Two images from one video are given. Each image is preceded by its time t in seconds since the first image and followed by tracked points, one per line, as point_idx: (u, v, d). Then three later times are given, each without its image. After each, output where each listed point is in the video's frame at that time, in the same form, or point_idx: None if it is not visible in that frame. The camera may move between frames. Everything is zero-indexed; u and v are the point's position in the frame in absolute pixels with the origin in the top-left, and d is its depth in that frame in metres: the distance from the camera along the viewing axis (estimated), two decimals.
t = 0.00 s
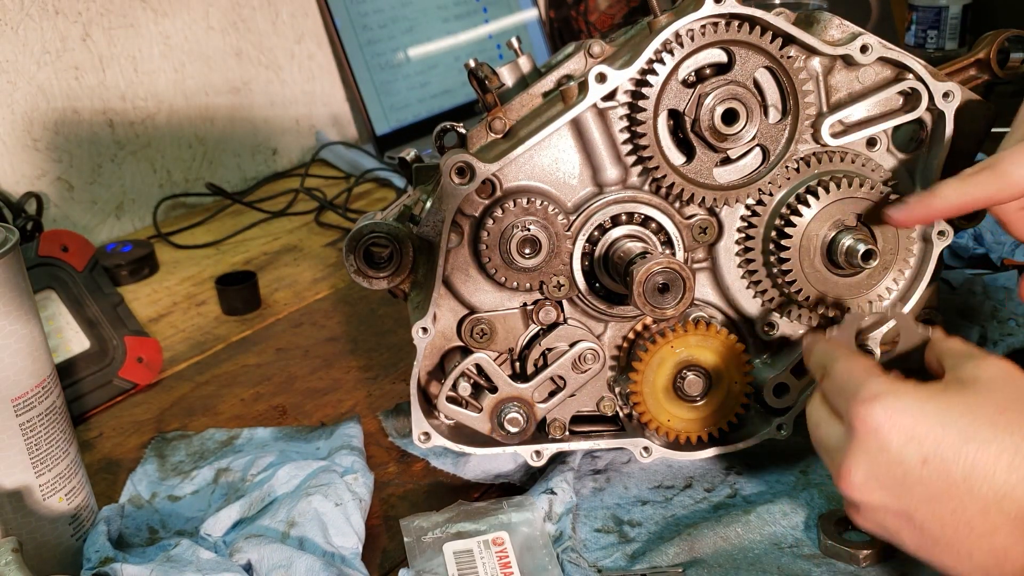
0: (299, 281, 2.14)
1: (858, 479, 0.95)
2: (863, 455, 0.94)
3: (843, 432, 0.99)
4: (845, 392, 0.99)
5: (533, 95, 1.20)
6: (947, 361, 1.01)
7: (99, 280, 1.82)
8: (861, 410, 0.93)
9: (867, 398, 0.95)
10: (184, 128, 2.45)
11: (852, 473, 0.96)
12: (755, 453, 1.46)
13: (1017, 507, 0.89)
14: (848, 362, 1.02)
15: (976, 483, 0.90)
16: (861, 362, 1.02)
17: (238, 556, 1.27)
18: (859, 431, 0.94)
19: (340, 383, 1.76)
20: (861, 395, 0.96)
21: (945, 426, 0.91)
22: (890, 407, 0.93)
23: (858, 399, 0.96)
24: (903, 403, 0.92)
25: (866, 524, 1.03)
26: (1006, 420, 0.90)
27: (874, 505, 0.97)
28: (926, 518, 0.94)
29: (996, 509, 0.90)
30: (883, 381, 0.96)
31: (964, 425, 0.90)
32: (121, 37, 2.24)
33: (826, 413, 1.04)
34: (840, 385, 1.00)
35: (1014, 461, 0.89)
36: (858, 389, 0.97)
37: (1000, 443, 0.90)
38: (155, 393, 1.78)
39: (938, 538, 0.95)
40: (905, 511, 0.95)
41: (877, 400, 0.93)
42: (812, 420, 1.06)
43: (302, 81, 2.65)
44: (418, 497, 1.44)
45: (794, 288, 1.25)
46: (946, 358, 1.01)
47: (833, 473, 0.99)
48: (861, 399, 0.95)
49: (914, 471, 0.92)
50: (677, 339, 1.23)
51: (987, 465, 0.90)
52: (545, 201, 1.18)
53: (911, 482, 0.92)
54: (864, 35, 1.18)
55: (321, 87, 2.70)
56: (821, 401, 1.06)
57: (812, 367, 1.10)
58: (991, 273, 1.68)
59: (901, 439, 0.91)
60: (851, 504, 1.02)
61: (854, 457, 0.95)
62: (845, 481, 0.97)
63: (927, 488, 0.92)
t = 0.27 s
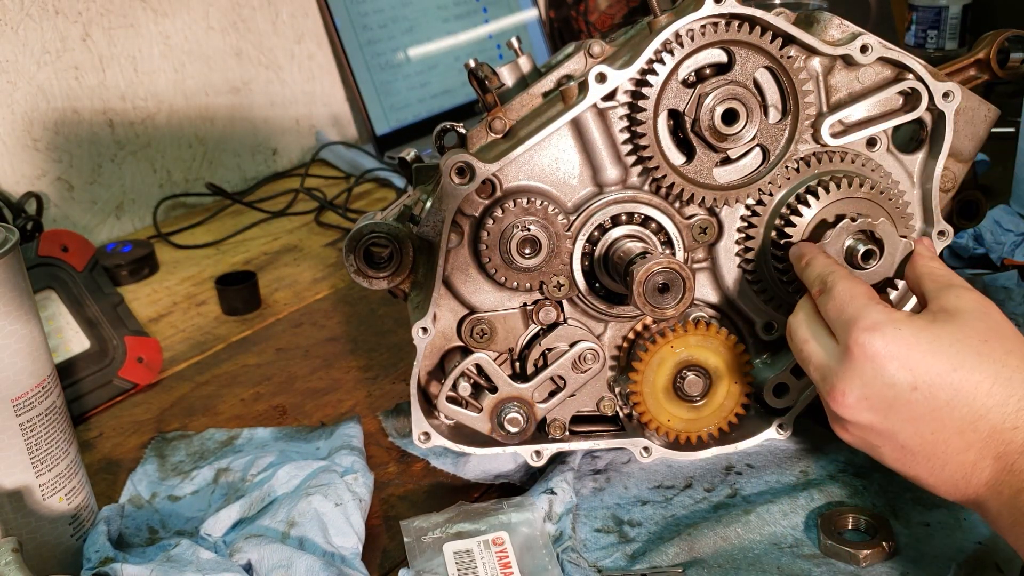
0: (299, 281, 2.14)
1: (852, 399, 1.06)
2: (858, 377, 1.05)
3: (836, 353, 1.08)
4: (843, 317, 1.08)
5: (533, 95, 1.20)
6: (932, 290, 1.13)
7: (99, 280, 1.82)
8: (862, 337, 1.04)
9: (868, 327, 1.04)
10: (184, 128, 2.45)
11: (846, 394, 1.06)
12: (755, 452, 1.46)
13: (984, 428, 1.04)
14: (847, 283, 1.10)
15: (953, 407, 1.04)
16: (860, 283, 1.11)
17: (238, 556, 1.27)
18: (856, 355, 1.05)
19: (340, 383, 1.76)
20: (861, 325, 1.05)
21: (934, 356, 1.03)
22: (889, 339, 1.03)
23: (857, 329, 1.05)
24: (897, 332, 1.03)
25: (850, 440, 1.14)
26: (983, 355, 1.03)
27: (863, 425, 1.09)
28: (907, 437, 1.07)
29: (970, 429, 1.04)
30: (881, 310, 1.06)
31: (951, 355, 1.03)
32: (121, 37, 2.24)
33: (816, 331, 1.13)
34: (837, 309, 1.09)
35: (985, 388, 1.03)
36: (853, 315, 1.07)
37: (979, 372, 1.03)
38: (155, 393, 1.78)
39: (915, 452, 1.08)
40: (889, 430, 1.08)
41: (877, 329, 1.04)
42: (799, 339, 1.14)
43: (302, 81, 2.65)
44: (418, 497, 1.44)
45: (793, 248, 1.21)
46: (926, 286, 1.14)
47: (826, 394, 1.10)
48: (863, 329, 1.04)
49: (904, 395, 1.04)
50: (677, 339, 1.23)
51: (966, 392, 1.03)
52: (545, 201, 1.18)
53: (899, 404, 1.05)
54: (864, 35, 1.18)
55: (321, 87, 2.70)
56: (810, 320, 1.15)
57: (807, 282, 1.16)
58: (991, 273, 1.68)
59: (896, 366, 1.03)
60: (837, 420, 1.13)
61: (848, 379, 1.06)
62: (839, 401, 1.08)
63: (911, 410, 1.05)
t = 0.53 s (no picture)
0: (299, 281, 2.14)
1: (855, 401, 1.07)
2: (859, 379, 1.05)
3: (838, 356, 1.09)
4: (843, 319, 1.08)
5: (533, 95, 1.20)
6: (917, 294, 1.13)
7: (99, 280, 1.82)
8: (863, 340, 1.04)
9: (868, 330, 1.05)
10: (184, 128, 2.45)
11: (849, 396, 1.07)
12: (755, 452, 1.46)
13: (982, 424, 1.05)
14: (847, 286, 1.10)
15: (952, 405, 1.04)
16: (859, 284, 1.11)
17: (238, 556, 1.27)
18: (856, 358, 1.05)
19: (341, 382, 1.76)
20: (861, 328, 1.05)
21: (932, 356, 1.04)
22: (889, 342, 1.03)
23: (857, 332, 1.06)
24: (897, 334, 1.04)
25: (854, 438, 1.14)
26: (978, 352, 1.04)
27: (865, 425, 1.09)
28: (909, 435, 1.07)
29: (969, 426, 1.05)
30: (879, 312, 1.06)
31: (950, 355, 1.04)
32: (121, 37, 2.24)
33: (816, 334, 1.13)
34: (838, 311, 1.09)
35: (982, 384, 1.04)
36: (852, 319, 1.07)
37: (977, 369, 1.04)
38: (155, 393, 1.78)
39: (917, 449, 1.09)
40: (891, 430, 1.08)
41: (876, 332, 1.04)
42: (799, 342, 1.14)
43: (302, 81, 2.65)
44: (418, 497, 1.44)
45: (793, 246, 1.22)
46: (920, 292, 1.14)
47: (829, 395, 1.10)
48: (863, 332, 1.05)
49: (905, 395, 1.04)
50: (677, 339, 1.23)
51: (964, 390, 1.04)
52: (545, 201, 1.18)
53: (901, 405, 1.05)
54: (865, 35, 1.18)
55: (321, 87, 2.70)
56: (808, 322, 1.15)
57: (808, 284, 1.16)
58: (991, 273, 1.68)
59: (896, 368, 1.03)
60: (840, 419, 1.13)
61: (850, 382, 1.06)
62: (841, 403, 1.08)
63: (912, 409, 1.05)
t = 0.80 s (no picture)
0: (299, 281, 2.14)
1: (892, 366, 1.04)
2: (898, 344, 1.04)
3: (870, 324, 1.07)
4: (878, 290, 1.08)
5: (533, 95, 1.20)
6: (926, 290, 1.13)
7: (99, 280, 1.82)
8: (905, 304, 1.04)
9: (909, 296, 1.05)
10: (184, 128, 2.45)
11: (887, 361, 1.05)
12: (755, 453, 1.46)
13: (1012, 403, 1.05)
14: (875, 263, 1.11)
15: (986, 380, 1.04)
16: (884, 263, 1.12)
17: (238, 556, 1.27)
18: (897, 321, 1.04)
19: (341, 383, 1.75)
20: (902, 293, 1.05)
21: (968, 329, 1.04)
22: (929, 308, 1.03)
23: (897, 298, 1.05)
24: (937, 301, 1.04)
25: (873, 417, 1.11)
26: (1011, 329, 1.05)
27: (897, 398, 1.07)
28: (939, 410, 1.06)
29: (999, 404, 1.05)
30: (916, 283, 1.07)
31: (985, 329, 1.04)
32: (121, 37, 2.24)
33: (841, 308, 1.10)
34: (872, 283, 1.09)
35: (1015, 361, 1.04)
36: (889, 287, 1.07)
37: (1009, 347, 1.04)
38: (155, 393, 1.78)
39: (942, 427, 1.07)
40: (923, 404, 1.06)
41: (919, 297, 1.04)
42: (817, 318, 1.11)
43: (302, 80, 2.65)
44: (418, 497, 1.44)
45: (794, 239, 1.19)
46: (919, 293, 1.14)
47: (860, 364, 1.07)
48: (905, 296, 1.05)
49: (943, 363, 1.03)
50: (677, 339, 1.23)
51: (998, 365, 1.04)
52: (545, 201, 1.18)
53: (938, 374, 1.04)
54: (864, 35, 1.18)
55: (321, 87, 2.70)
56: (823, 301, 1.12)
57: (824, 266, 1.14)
58: (991, 273, 1.68)
59: (935, 335, 1.03)
60: (865, 395, 1.11)
61: (889, 344, 1.04)
62: (877, 369, 1.05)
63: (948, 380, 1.04)
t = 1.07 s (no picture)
0: (299, 281, 2.14)
1: (872, 383, 1.04)
2: (878, 361, 1.04)
3: (853, 340, 1.07)
4: (863, 304, 1.08)
5: (533, 95, 1.20)
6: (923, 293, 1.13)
7: (99, 280, 1.82)
8: (885, 322, 1.03)
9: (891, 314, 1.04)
10: (184, 128, 2.45)
11: (866, 378, 1.05)
12: (755, 452, 1.46)
13: (993, 418, 1.04)
14: (862, 276, 1.10)
15: (967, 397, 1.03)
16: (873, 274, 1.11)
17: (238, 556, 1.27)
18: (877, 339, 1.04)
19: (341, 382, 1.75)
20: (883, 311, 1.04)
21: (951, 347, 1.03)
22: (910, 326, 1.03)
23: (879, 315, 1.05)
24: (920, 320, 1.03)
25: (858, 430, 1.12)
26: (995, 345, 1.04)
27: (878, 414, 1.07)
28: (920, 425, 1.06)
29: (980, 419, 1.04)
30: (900, 300, 1.06)
31: (967, 347, 1.03)
32: (121, 37, 2.24)
33: (826, 322, 1.10)
34: (858, 297, 1.08)
35: (997, 378, 1.04)
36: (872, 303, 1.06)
37: (991, 363, 1.04)
38: (155, 393, 1.78)
39: (925, 441, 1.07)
40: (903, 419, 1.06)
41: (900, 315, 1.03)
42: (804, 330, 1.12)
43: (302, 80, 2.65)
44: (418, 497, 1.44)
45: (792, 241, 1.19)
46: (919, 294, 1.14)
47: (841, 380, 1.07)
48: (885, 315, 1.04)
49: (922, 382, 1.03)
50: (677, 339, 1.22)
51: (979, 382, 1.03)
52: (545, 201, 1.18)
53: (918, 392, 1.03)
54: (865, 35, 1.18)
55: (321, 87, 2.70)
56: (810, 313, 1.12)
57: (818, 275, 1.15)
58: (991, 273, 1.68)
59: (916, 353, 1.02)
60: (849, 409, 1.11)
61: (869, 361, 1.04)
62: (857, 386, 1.05)
63: (927, 398, 1.04)
